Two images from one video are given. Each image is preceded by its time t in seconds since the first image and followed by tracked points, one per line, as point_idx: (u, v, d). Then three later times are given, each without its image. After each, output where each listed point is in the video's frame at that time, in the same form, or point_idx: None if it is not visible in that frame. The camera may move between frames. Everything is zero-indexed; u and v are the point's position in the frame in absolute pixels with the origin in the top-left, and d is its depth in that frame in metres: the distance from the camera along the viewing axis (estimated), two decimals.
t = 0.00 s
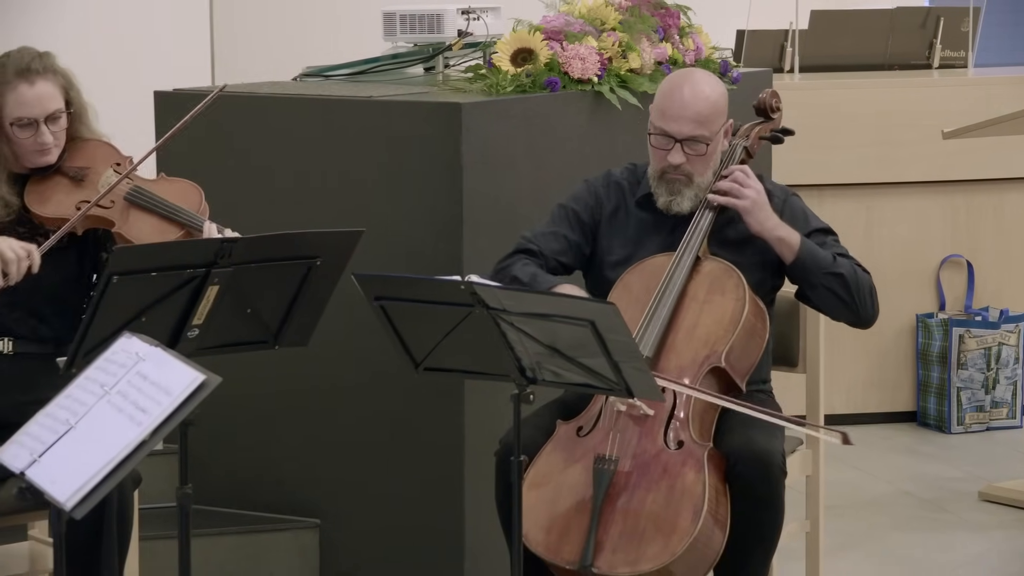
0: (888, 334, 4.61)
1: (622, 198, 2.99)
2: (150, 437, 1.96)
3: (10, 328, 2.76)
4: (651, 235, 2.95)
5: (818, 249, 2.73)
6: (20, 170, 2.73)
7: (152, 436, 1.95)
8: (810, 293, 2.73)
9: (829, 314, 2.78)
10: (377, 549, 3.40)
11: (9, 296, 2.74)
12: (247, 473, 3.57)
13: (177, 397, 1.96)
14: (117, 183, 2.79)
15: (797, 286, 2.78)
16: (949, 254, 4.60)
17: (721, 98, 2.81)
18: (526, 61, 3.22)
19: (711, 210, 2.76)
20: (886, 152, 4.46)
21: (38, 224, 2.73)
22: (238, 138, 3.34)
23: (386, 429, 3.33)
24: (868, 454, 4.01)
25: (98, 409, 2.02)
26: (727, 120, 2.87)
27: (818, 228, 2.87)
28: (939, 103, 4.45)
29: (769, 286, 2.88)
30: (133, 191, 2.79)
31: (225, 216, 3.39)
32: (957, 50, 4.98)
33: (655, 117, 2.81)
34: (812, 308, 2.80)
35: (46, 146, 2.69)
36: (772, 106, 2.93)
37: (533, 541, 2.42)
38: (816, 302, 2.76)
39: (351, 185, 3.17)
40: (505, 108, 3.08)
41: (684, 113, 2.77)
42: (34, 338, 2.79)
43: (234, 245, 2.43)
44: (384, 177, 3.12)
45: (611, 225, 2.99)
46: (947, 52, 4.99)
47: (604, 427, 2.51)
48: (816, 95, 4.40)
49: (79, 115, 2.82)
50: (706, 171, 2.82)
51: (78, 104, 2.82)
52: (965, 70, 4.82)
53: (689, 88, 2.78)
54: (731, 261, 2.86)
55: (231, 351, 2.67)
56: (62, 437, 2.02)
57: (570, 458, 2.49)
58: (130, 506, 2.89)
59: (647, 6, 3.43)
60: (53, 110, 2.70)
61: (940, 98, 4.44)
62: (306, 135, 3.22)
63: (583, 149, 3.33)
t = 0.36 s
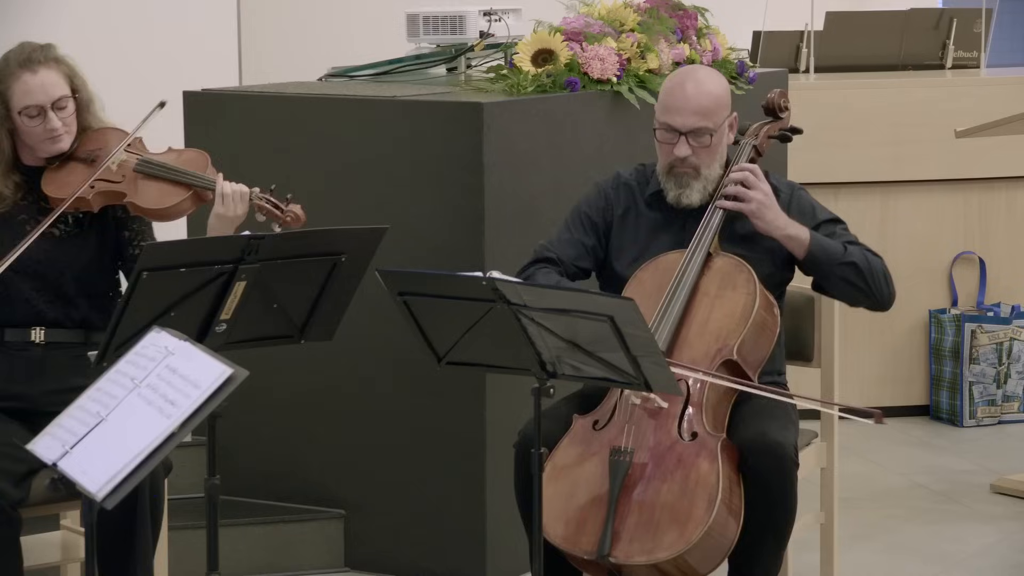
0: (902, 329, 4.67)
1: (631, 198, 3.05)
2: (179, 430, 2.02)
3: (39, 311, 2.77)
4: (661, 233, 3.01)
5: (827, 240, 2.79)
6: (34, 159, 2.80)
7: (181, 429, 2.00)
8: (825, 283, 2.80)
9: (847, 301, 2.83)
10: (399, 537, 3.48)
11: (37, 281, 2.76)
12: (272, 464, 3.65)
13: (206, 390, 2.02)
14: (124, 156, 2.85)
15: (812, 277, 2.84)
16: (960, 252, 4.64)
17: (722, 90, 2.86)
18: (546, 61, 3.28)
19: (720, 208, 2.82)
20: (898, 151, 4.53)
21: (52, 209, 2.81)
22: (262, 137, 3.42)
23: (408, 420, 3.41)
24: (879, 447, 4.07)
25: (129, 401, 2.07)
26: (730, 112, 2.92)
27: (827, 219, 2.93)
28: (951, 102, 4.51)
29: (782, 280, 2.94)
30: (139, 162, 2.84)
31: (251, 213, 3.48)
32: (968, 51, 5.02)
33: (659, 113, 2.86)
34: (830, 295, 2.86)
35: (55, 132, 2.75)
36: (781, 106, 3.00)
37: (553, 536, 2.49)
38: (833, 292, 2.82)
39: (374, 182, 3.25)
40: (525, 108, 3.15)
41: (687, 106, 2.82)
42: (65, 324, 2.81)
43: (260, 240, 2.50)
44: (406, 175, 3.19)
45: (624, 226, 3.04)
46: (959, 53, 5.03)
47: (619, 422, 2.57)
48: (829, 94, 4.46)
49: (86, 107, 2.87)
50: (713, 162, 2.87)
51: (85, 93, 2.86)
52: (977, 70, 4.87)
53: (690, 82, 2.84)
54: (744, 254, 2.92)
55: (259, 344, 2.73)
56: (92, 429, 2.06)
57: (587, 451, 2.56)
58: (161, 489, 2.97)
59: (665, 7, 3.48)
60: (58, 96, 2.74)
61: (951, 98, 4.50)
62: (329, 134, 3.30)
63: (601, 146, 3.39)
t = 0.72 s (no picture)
0: (914, 324, 4.72)
1: (634, 194, 3.10)
2: (206, 423, 2.08)
3: (75, 301, 2.85)
4: (666, 226, 3.05)
5: (834, 226, 2.85)
6: (79, 155, 2.90)
7: (208, 423, 2.07)
8: (835, 268, 2.86)
9: (857, 285, 2.90)
10: (419, 527, 3.55)
11: (73, 271, 2.84)
12: (295, 456, 3.73)
13: (231, 384, 2.08)
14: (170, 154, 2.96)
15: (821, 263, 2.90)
16: (972, 249, 4.69)
17: (711, 72, 2.93)
18: (565, 62, 3.36)
19: (725, 204, 2.88)
20: (911, 150, 4.57)
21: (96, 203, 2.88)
22: (282, 138, 3.49)
23: (428, 413, 3.49)
24: (892, 440, 4.12)
25: (157, 395, 2.14)
26: (723, 97, 2.98)
27: (831, 207, 3.00)
28: (962, 101, 4.55)
29: (788, 270, 3.01)
30: (187, 158, 2.96)
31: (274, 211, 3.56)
32: (980, 53, 5.08)
33: (652, 98, 2.94)
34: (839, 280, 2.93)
35: (104, 128, 2.84)
36: (781, 104, 3.04)
37: (569, 529, 2.56)
38: (843, 277, 2.88)
39: (394, 180, 3.32)
40: (544, 107, 3.21)
41: (675, 85, 2.90)
42: (98, 316, 2.88)
43: (285, 238, 2.57)
44: (426, 173, 3.27)
45: (625, 220, 3.09)
46: (971, 54, 5.09)
47: (630, 414, 2.64)
48: (842, 94, 4.51)
49: (134, 109, 2.97)
50: (708, 143, 2.92)
51: (134, 93, 2.95)
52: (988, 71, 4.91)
53: (679, 65, 2.92)
54: (750, 247, 2.99)
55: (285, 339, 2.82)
56: (122, 422, 2.14)
57: (599, 444, 2.63)
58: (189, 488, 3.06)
59: (682, 9, 3.56)
60: (110, 92, 2.83)
61: (963, 97, 4.54)
62: (350, 134, 3.37)
63: (619, 145, 3.45)
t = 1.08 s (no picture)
0: (926, 321, 4.78)
1: (653, 192, 3.16)
2: (233, 417, 2.15)
3: (106, 298, 2.91)
4: (683, 224, 3.10)
5: (850, 224, 2.91)
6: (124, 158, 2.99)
7: (234, 417, 2.14)
8: (851, 265, 2.92)
9: (872, 282, 2.95)
10: (439, 519, 3.63)
11: (107, 268, 2.91)
12: (317, 449, 3.82)
13: (258, 379, 2.16)
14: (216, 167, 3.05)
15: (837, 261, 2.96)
16: (983, 247, 4.74)
17: (727, 81, 2.97)
18: (584, 65, 3.42)
19: (742, 204, 2.94)
20: (923, 151, 4.62)
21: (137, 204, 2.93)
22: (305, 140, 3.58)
23: (448, 408, 3.56)
24: (904, 436, 4.18)
25: (185, 389, 2.22)
26: (740, 104, 3.03)
27: (846, 206, 3.05)
28: (974, 103, 4.60)
29: (804, 270, 3.07)
30: (233, 170, 3.05)
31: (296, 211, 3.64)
32: (991, 55, 5.11)
33: (669, 109, 2.99)
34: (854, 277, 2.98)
35: (154, 132, 2.94)
36: (798, 105, 3.09)
37: (590, 523, 2.63)
38: (859, 274, 2.94)
39: (415, 180, 3.40)
40: (563, 109, 3.29)
41: (693, 97, 2.94)
42: (127, 313, 2.94)
43: (309, 237, 2.65)
44: (447, 174, 3.34)
45: (642, 218, 3.15)
46: (983, 57, 5.12)
47: (648, 410, 2.71)
48: (855, 95, 4.57)
49: (181, 118, 3.08)
50: (726, 152, 2.98)
51: (182, 105, 3.06)
52: (999, 74, 4.95)
53: (696, 75, 2.96)
54: (766, 246, 3.06)
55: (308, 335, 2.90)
56: (150, 416, 2.21)
57: (618, 440, 2.70)
58: (216, 481, 3.12)
59: (699, 13, 3.61)
60: (164, 99, 2.93)
61: (974, 99, 4.59)
62: (372, 135, 3.46)
63: (638, 146, 3.52)
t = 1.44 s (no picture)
0: (935, 320, 4.83)
1: (672, 193, 3.23)
2: (256, 412, 2.23)
3: (135, 295, 3.00)
4: (701, 224, 3.18)
5: (862, 230, 2.97)
6: (156, 158, 3.08)
7: (258, 412, 2.21)
8: (861, 271, 2.98)
9: (882, 289, 3.01)
10: (455, 511, 3.71)
11: (137, 266, 3.00)
12: (336, 444, 3.90)
13: (281, 374, 2.23)
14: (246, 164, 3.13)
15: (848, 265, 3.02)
16: (991, 247, 4.80)
17: (757, 83, 3.06)
18: (600, 68, 3.50)
19: (758, 205, 3.00)
20: (933, 152, 4.68)
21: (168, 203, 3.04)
22: (324, 142, 3.66)
23: (466, 403, 3.64)
24: (914, 432, 4.23)
25: (209, 385, 2.29)
26: (766, 108, 3.12)
27: (860, 212, 3.11)
28: (983, 105, 4.66)
29: (817, 270, 3.13)
30: (262, 167, 3.12)
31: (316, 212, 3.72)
32: (1000, 58, 5.20)
33: (697, 102, 3.07)
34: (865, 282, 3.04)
35: (186, 132, 3.03)
36: (815, 107, 3.13)
37: (606, 516, 2.69)
38: (869, 280, 3.00)
39: (433, 181, 3.48)
40: (579, 110, 3.36)
41: (722, 93, 3.02)
42: (155, 309, 3.02)
43: (331, 236, 2.72)
44: (464, 175, 3.42)
45: (660, 218, 3.22)
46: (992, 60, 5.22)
47: (665, 406, 2.78)
48: (865, 97, 4.63)
49: (213, 121, 3.19)
50: (748, 150, 3.05)
51: (214, 108, 3.16)
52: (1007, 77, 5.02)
53: (727, 72, 3.04)
54: (782, 247, 3.12)
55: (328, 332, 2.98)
56: (176, 411, 2.29)
57: (636, 435, 2.77)
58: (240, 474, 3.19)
59: (712, 16, 3.68)
60: (196, 100, 3.02)
61: (983, 101, 4.65)
62: (390, 137, 3.53)
63: (652, 146, 3.60)
